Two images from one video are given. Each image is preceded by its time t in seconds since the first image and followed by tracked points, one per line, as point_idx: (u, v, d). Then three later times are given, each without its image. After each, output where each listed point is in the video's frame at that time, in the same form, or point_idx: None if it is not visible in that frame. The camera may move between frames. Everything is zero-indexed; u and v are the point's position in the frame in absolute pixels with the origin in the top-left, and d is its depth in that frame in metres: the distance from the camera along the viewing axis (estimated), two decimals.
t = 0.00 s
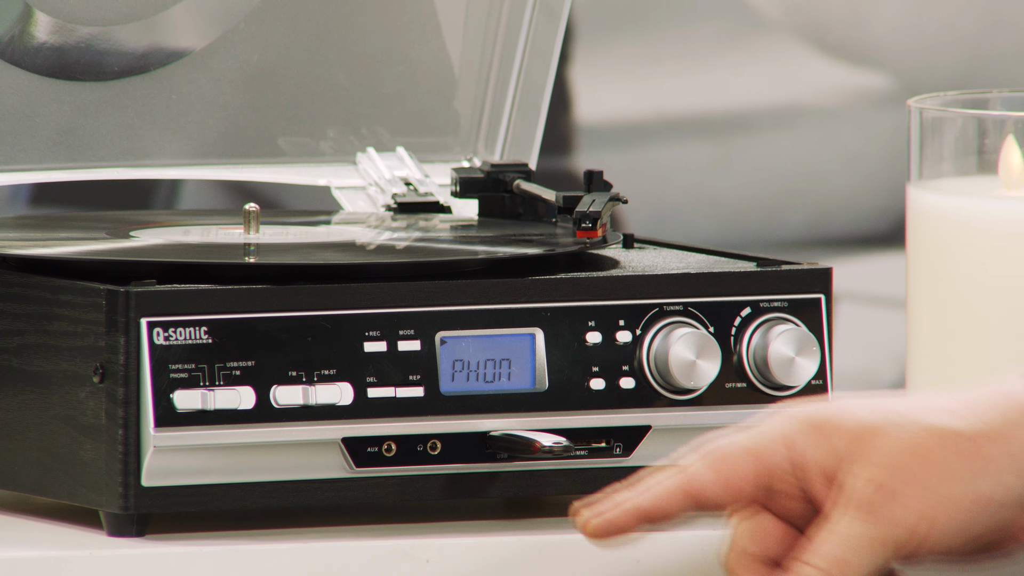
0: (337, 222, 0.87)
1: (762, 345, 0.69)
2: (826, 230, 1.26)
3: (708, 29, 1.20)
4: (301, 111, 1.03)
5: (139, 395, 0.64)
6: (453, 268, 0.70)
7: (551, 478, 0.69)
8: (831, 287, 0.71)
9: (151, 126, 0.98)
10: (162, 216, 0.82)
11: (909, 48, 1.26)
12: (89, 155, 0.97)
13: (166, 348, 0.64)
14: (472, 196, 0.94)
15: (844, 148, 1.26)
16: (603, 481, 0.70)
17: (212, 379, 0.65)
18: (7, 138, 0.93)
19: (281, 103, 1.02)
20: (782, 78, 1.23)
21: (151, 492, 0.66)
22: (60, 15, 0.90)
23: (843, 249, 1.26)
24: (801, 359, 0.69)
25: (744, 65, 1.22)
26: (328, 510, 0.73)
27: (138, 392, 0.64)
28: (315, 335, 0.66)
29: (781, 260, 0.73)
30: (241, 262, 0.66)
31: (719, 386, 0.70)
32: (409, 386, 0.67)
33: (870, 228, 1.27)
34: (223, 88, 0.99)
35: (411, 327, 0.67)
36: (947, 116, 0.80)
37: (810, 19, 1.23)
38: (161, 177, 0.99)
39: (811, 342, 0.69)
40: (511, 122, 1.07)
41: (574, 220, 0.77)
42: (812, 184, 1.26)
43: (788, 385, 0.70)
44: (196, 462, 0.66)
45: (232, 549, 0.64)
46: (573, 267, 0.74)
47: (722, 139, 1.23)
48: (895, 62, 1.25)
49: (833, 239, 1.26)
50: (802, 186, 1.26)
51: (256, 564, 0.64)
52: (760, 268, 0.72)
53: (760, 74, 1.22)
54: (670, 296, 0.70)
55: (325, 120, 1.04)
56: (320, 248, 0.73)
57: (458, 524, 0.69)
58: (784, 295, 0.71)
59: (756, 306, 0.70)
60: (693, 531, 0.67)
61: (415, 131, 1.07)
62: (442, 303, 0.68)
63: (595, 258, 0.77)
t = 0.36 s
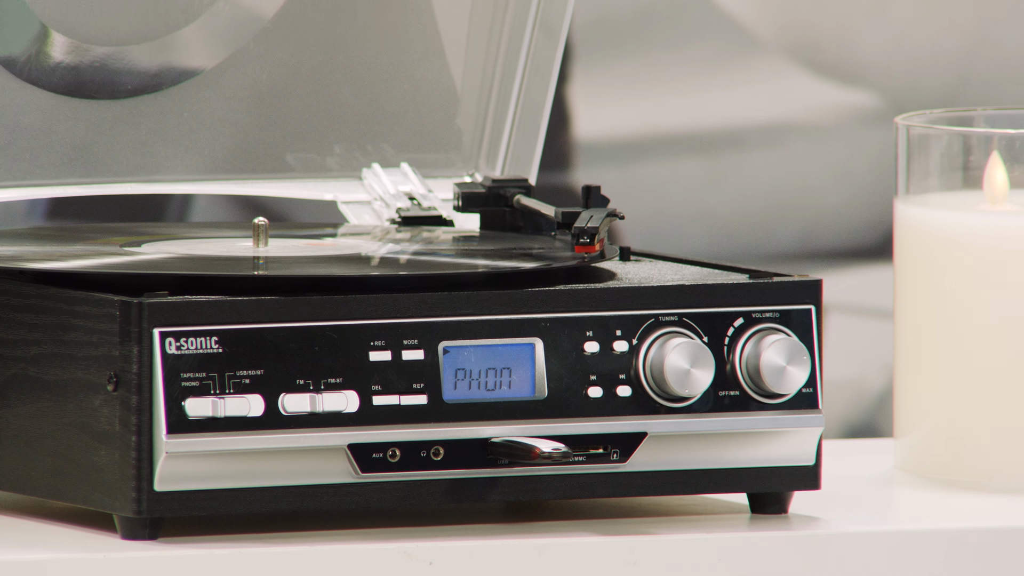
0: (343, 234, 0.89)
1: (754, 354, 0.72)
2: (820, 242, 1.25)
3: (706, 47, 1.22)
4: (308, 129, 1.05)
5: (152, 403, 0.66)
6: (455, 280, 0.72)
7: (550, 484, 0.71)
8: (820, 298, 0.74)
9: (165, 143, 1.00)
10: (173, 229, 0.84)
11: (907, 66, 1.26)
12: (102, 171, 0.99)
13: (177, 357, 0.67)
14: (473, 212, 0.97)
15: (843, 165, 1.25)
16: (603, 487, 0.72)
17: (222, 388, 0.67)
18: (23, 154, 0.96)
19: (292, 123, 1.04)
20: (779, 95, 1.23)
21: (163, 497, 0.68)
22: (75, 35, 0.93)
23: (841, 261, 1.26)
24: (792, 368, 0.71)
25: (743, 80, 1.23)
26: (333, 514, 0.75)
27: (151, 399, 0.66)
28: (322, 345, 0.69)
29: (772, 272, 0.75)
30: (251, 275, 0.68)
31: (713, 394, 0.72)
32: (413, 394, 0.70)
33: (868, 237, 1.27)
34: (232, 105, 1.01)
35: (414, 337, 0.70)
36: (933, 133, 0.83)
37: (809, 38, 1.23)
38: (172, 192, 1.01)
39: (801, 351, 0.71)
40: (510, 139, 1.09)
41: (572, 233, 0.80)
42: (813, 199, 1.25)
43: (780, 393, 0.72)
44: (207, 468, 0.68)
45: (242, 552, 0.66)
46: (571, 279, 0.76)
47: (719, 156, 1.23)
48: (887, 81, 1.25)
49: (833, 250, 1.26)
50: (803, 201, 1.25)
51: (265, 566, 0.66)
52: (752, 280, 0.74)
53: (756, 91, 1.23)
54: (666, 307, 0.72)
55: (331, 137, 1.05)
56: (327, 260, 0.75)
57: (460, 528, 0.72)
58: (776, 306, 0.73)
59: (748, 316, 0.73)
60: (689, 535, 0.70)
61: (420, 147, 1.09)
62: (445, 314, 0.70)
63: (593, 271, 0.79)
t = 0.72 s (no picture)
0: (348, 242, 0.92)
1: (746, 359, 0.74)
2: (813, 249, 1.28)
3: (702, 62, 1.24)
4: (314, 140, 1.07)
5: (163, 405, 0.69)
6: (457, 287, 0.74)
7: (549, 484, 0.73)
8: (811, 304, 0.76)
9: (176, 154, 1.02)
10: (184, 238, 0.86)
11: (899, 79, 1.28)
12: (116, 181, 1.01)
13: (188, 361, 0.69)
14: (475, 220, 0.99)
15: (836, 175, 1.28)
16: (599, 486, 0.74)
17: (231, 391, 0.70)
18: (37, 164, 0.97)
19: (295, 133, 1.06)
20: (773, 109, 1.26)
21: (175, 496, 0.70)
22: (89, 49, 0.95)
23: (833, 269, 1.29)
24: (783, 371, 0.74)
25: (740, 94, 1.25)
26: (338, 514, 0.77)
27: (162, 402, 0.69)
28: (328, 349, 0.71)
29: (764, 279, 0.78)
30: (260, 282, 0.70)
31: (707, 397, 0.74)
32: (416, 397, 0.72)
33: (860, 246, 1.30)
34: (240, 117, 1.03)
35: (418, 341, 0.72)
36: (920, 144, 0.85)
37: (802, 52, 1.26)
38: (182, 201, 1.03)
39: (791, 355, 0.74)
40: (510, 151, 1.11)
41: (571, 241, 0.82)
42: (807, 208, 1.28)
43: (772, 396, 0.75)
44: (217, 468, 0.70)
45: (251, 550, 0.69)
46: (569, 285, 0.79)
47: (714, 166, 1.26)
48: (878, 94, 1.28)
49: (826, 258, 1.29)
50: (796, 211, 1.27)
51: (272, 563, 0.69)
52: (745, 286, 0.77)
53: (751, 103, 1.26)
54: (661, 312, 0.74)
55: (336, 148, 1.08)
56: (333, 268, 0.77)
57: (461, 526, 0.74)
58: (767, 312, 0.76)
59: (741, 321, 0.75)
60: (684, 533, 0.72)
61: (421, 158, 1.11)
62: (447, 319, 0.72)
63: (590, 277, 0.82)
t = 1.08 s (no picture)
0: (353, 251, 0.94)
1: (738, 364, 0.77)
2: (807, 258, 1.31)
3: (695, 77, 1.27)
4: (320, 153, 1.10)
5: (174, 409, 0.71)
6: (459, 294, 0.77)
7: (547, 485, 0.76)
8: (800, 311, 0.79)
9: (186, 166, 1.05)
10: (193, 247, 0.89)
11: (891, 91, 1.31)
12: (129, 193, 1.04)
13: (198, 366, 0.71)
14: (475, 230, 1.02)
15: (828, 186, 1.31)
16: (596, 488, 0.77)
17: (240, 395, 0.72)
18: (52, 176, 1.00)
19: (302, 146, 1.09)
20: (765, 122, 1.29)
21: (186, 497, 0.72)
22: (103, 65, 0.98)
23: (826, 277, 1.32)
24: (774, 376, 0.76)
25: (733, 108, 1.28)
26: (342, 514, 0.80)
27: (173, 407, 0.71)
28: (334, 355, 0.73)
29: (756, 287, 0.80)
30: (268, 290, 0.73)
31: (700, 401, 0.77)
32: (419, 401, 0.74)
33: (853, 255, 1.32)
34: (247, 130, 1.06)
35: (420, 347, 0.74)
36: (906, 157, 0.87)
37: (793, 67, 1.29)
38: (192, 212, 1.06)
39: (782, 361, 0.76)
40: (511, 163, 1.14)
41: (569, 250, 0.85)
42: (800, 218, 1.31)
43: (763, 401, 0.77)
44: (226, 470, 0.72)
45: (259, 549, 0.71)
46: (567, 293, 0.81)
47: (710, 177, 1.28)
48: (872, 105, 1.31)
49: (818, 267, 1.31)
50: (790, 220, 1.30)
51: (280, 561, 0.71)
52: (737, 294, 0.79)
53: (745, 117, 1.28)
54: (656, 319, 0.77)
55: (342, 160, 1.11)
56: (339, 276, 0.80)
57: (462, 526, 0.76)
58: (759, 319, 0.78)
59: (733, 328, 0.78)
60: (678, 533, 0.74)
61: (425, 169, 1.14)
62: (448, 326, 0.75)
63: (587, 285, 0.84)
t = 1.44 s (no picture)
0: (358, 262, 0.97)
1: (731, 371, 0.79)
2: (801, 268, 1.34)
3: (690, 93, 1.30)
4: (327, 166, 1.13)
5: (185, 414, 0.73)
6: (460, 303, 0.80)
7: (546, 487, 0.78)
8: (791, 320, 0.82)
9: (197, 179, 1.08)
10: (202, 258, 0.92)
11: (884, 105, 1.34)
12: (142, 205, 1.07)
13: (208, 373, 0.73)
14: (476, 240, 1.04)
15: (822, 198, 1.34)
16: (593, 490, 0.79)
17: (249, 401, 0.74)
18: (65, 189, 1.03)
19: (310, 160, 1.12)
20: (759, 136, 1.32)
21: (197, 500, 0.74)
22: (117, 82, 1.01)
23: (819, 286, 1.34)
24: (766, 382, 0.79)
25: (728, 122, 1.31)
26: (347, 516, 0.82)
27: (185, 412, 0.73)
28: (340, 362, 0.76)
29: (748, 296, 0.83)
30: (277, 299, 0.75)
31: (694, 406, 0.80)
32: (422, 407, 0.77)
33: (847, 265, 1.35)
34: (255, 144, 1.09)
35: (424, 354, 0.77)
36: (893, 170, 0.90)
37: (786, 82, 1.32)
38: (203, 224, 1.09)
39: (772, 367, 0.79)
40: (511, 176, 1.16)
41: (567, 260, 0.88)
42: (794, 228, 1.33)
43: (754, 406, 0.80)
44: (236, 473, 0.75)
45: (267, 550, 0.74)
46: (565, 301, 0.84)
47: (706, 190, 1.31)
48: (865, 119, 1.33)
49: (812, 276, 1.34)
50: (784, 231, 1.33)
51: (287, 561, 0.74)
52: (730, 303, 0.82)
53: (740, 130, 1.31)
54: (651, 327, 0.79)
55: (348, 174, 1.13)
56: (345, 285, 0.83)
57: (463, 528, 0.79)
58: (750, 327, 0.81)
59: (726, 336, 0.80)
60: (673, 535, 0.77)
61: (429, 182, 1.17)
62: (451, 334, 0.77)
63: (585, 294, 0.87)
